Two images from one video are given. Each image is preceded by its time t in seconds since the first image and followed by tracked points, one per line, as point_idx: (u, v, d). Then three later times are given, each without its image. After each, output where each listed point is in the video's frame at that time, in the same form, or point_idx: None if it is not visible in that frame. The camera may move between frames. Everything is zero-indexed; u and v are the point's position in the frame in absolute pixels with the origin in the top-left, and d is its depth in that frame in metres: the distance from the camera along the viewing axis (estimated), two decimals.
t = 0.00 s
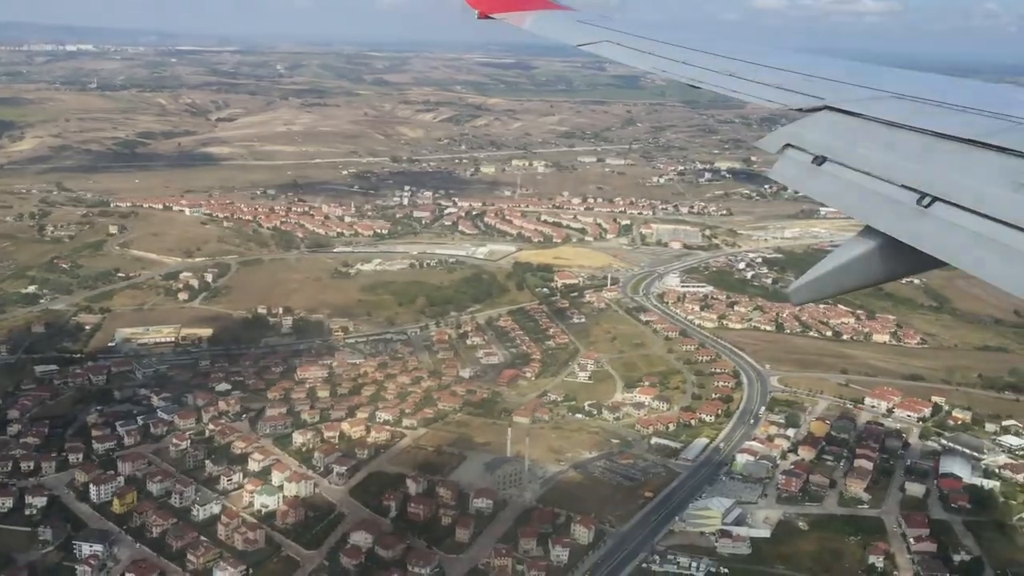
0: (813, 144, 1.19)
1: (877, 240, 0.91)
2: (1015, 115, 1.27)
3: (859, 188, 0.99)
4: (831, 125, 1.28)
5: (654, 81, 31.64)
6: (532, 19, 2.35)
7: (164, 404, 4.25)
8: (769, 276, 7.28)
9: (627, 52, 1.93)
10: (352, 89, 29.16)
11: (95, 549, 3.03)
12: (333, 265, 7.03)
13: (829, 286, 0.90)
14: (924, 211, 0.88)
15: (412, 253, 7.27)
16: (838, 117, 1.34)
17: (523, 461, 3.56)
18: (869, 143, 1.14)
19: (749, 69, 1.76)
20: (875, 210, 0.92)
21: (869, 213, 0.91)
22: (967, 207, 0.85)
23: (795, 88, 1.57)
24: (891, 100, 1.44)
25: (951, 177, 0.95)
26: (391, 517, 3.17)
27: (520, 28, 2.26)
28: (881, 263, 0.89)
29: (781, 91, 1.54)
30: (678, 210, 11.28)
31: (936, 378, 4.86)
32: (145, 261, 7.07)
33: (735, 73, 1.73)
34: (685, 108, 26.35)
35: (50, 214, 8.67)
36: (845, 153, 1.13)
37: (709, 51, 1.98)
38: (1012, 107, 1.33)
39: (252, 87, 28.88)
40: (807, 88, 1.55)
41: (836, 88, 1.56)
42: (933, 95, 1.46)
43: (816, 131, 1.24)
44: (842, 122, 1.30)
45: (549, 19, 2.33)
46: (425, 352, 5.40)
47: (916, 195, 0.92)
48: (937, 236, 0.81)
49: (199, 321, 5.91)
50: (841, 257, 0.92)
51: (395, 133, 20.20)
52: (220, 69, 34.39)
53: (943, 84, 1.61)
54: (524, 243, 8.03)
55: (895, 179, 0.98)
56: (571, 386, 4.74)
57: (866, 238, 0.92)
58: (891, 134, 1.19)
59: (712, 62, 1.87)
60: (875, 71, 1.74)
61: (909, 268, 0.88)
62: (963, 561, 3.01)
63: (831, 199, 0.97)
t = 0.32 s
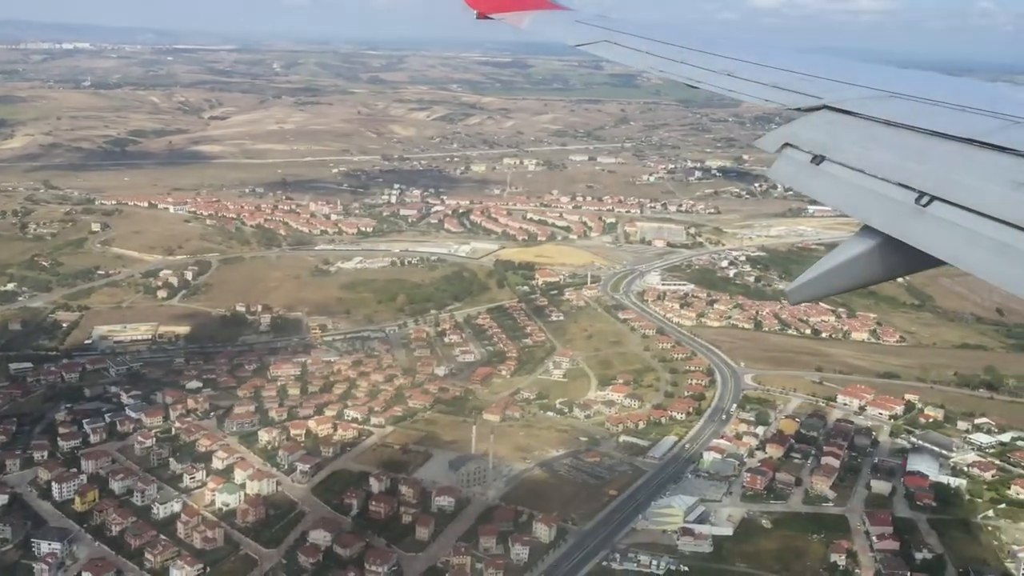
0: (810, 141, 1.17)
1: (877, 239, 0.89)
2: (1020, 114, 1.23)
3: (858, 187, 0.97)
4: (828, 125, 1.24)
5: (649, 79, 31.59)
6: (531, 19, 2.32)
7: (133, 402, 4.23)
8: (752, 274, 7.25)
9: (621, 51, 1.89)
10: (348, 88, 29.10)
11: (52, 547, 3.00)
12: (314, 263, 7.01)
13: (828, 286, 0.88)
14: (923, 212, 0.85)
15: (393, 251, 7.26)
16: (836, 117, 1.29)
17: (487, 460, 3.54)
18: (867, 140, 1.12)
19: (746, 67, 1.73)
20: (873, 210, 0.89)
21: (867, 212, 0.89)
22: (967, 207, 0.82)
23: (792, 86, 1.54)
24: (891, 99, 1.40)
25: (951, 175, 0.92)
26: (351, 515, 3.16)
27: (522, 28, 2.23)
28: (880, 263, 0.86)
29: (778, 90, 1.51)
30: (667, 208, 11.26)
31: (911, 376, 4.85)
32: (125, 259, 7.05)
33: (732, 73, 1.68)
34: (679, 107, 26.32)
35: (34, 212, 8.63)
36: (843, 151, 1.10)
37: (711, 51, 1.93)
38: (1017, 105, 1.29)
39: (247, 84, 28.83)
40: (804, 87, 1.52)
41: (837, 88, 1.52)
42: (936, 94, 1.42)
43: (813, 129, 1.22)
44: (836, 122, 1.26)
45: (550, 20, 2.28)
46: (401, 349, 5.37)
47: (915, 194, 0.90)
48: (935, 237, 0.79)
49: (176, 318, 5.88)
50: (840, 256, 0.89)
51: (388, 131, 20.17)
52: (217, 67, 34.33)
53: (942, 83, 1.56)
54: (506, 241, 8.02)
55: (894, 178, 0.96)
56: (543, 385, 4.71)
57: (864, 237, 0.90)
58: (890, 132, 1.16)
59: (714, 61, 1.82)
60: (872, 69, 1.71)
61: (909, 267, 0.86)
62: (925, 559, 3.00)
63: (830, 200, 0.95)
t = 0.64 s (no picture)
0: (806, 135, 1.14)
1: (872, 233, 0.87)
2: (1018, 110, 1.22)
3: (855, 182, 0.94)
4: (826, 119, 1.22)
5: (642, 79, 31.57)
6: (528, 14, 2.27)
7: (94, 400, 4.19)
8: (732, 274, 7.22)
9: (617, 46, 1.86)
10: (340, 87, 29.03)
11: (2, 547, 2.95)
12: (290, 261, 6.99)
13: (825, 281, 0.86)
14: (921, 206, 0.83)
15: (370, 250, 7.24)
16: (834, 111, 1.28)
17: (444, 459, 3.52)
18: (865, 135, 1.10)
19: (743, 62, 1.71)
20: (870, 204, 0.87)
21: (865, 207, 0.87)
22: (964, 202, 0.80)
23: (791, 81, 1.51)
24: (890, 94, 1.39)
25: (948, 170, 0.90)
26: (304, 515, 3.15)
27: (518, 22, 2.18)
28: (878, 258, 0.85)
29: (779, 85, 1.49)
30: (652, 208, 11.24)
31: (882, 375, 4.85)
32: (101, 257, 7.00)
33: (728, 67, 1.65)
34: (671, 106, 26.28)
35: (11, 209, 8.58)
36: (840, 145, 1.08)
37: (708, 45, 1.90)
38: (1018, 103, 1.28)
39: (239, 83, 28.74)
40: (805, 83, 1.50)
41: (839, 84, 1.50)
42: (937, 91, 1.41)
43: (811, 123, 1.19)
44: (833, 117, 1.24)
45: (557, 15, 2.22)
46: (374, 347, 5.34)
47: (912, 188, 0.88)
48: (931, 233, 0.77)
49: (147, 317, 5.85)
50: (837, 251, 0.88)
51: (378, 130, 20.12)
52: (209, 66, 34.23)
53: (939, 81, 1.54)
54: (485, 240, 7.99)
55: (891, 172, 0.93)
56: (512, 384, 4.68)
57: (861, 232, 0.88)
58: (886, 128, 1.14)
59: (712, 55, 1.79)
60: (867, 66, 1.71)
61: (907, 263, 0.84)
62: (880, 559, 2.98)
63: (828, 194, 0.93)
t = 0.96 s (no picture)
0: (804, 128, 1.11)
1: (869, 226, 0.84)
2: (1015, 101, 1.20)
3: (853, 174, 0.91)
4: (824, 112, 1.19)
5: (633, 79, 31.51)
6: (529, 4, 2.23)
7: (52, 400, 4.14)
8: (710, 273, 7.20)
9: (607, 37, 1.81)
10: (331, 86, 28.97)
11: None
12: (265, 260, 6.97)
13: (824, 276, 0.84)
14: (916, 199, 0.80)
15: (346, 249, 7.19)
16: (831, 104, 1.25)
17: (400, 459, 3.49)
18: (860, 128, 1.06)
19: (739, 54, 1.67)
20: (865, 196, 0.84)
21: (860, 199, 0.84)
22: (960, 194, 0.77)
23: (787, 74, 1.48)
24: (885, 86, 1.37)
25: (945, 161, 0.87)
26: (255, 515, 3.12)
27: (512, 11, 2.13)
28: (874, 253, 0.82)
29: (775, 78, 1.45)
30: (637, 207, 11.21)
31: (852, 374, 4.83)
32: (74, 256, 6.95)
33: (724, 59, 1.61)
34: (662, 105, 26.19)
35: None
36: (838, 137, 1.04)
37: (693, 34, 1.86)
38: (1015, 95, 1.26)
39: (230, 82, 28.64)
40: (801, 76, 1.47)
41: (837, 77, 1.47)
42: (931, 83, 1.39)
43: (808, 116, 1.16)
44: (830, 109, 1.21)
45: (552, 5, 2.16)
46: (344, 346, 5.30)
47: (909, 179, 0.85)
48: (926, 226, 0.74)
49: (116, 316, 5.80)
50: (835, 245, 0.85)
51: (366, 129, 20.06)
52: (200, 65, 34.10)
53: (923, 74, 1.51)
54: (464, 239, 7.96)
55: (889, 164, 0.90)
56: (479, 383, 4.64)
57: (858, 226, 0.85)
58: (883, 121, 1.11)
59: (700, 45, 1.75)
60: (858, 61, 1.68)
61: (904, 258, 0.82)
62: (835, 558, 2.95)
63: (824, 186, 0.90)
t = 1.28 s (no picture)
0: (801, 119, 1.08)
1: (864, 218, 0.82)
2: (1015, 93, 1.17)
3: (850, 165, 0.88)
4: (821, 104, 1.15)
5: (626, 79, 31.47)
6: None
7: (16, 398, 4.10)
8: (690, 272, 7.19)
9: (601, 24, 1.75)
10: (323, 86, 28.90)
11: None
12: (242, 259, 6.93)
13: (818, 269, 0.82)
14: (914, 189, 0.77)
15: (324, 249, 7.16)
16: (828, 96, 1.21)
17: (360, 458, 3.47)
18: (858, 120, 1.03)
19: (738, 46, 1.63)
20: (860, 186, 0.82)
21: (855, 191, 0.81)
22: (959, 185, 0.75)
23: (788, 65, 1.44)
24: (884, 78, 1.34)
25: (944, 154, 0.84)
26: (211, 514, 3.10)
27: None
28: (869, 245, 0.80)
29: (774, 69, 1.41)
30: (623, 207, 11.18)
31: (824, 373, 4.82)
32: (51, 255, 6.90)
33: (722, 51, 1.56)
34: (654, 105, 26.12)
35: None
36: (836, 129, 1.01)
37: (686, 26, 1.82)
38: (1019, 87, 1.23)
39: (223, 82, 28.55)
40: (800, 68, 1.43)
41: (827, 69, 1.44)
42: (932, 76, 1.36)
43: (804, 108, 1.12)
44: (826, 101, 1.18)
45: None
46: (317, 345, 5.26)
47: (906, 170, 0.82)
48: (923, 217, 0.71)
49: (88, 314, 5.76)
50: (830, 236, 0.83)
51: (357, 128, 20.02)
52: (194, 64, 34.01)
53: (906, 67, 1.48)
54: (444, 238, 7.93)
55: (889, 155, 0.87)
56: (450, 381, 4.60)
57: (853, 218, 0.83)
58: (882, 112, 1.07)
59: (687, 36, 1.71)
60: (855, 54, 1.65)
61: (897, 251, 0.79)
62: (794, 558, 2.93)
63: (819, 176, 0.87)
